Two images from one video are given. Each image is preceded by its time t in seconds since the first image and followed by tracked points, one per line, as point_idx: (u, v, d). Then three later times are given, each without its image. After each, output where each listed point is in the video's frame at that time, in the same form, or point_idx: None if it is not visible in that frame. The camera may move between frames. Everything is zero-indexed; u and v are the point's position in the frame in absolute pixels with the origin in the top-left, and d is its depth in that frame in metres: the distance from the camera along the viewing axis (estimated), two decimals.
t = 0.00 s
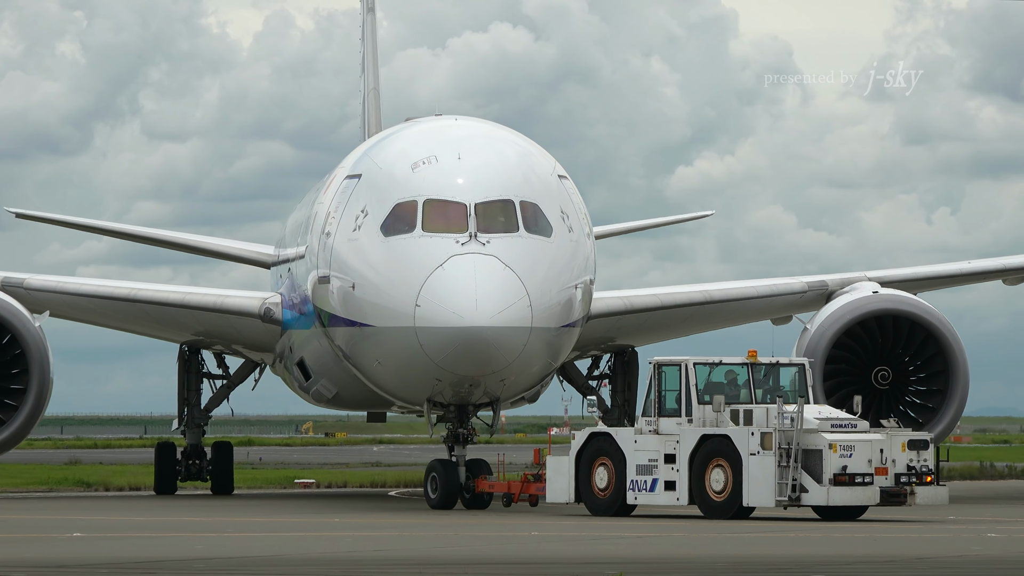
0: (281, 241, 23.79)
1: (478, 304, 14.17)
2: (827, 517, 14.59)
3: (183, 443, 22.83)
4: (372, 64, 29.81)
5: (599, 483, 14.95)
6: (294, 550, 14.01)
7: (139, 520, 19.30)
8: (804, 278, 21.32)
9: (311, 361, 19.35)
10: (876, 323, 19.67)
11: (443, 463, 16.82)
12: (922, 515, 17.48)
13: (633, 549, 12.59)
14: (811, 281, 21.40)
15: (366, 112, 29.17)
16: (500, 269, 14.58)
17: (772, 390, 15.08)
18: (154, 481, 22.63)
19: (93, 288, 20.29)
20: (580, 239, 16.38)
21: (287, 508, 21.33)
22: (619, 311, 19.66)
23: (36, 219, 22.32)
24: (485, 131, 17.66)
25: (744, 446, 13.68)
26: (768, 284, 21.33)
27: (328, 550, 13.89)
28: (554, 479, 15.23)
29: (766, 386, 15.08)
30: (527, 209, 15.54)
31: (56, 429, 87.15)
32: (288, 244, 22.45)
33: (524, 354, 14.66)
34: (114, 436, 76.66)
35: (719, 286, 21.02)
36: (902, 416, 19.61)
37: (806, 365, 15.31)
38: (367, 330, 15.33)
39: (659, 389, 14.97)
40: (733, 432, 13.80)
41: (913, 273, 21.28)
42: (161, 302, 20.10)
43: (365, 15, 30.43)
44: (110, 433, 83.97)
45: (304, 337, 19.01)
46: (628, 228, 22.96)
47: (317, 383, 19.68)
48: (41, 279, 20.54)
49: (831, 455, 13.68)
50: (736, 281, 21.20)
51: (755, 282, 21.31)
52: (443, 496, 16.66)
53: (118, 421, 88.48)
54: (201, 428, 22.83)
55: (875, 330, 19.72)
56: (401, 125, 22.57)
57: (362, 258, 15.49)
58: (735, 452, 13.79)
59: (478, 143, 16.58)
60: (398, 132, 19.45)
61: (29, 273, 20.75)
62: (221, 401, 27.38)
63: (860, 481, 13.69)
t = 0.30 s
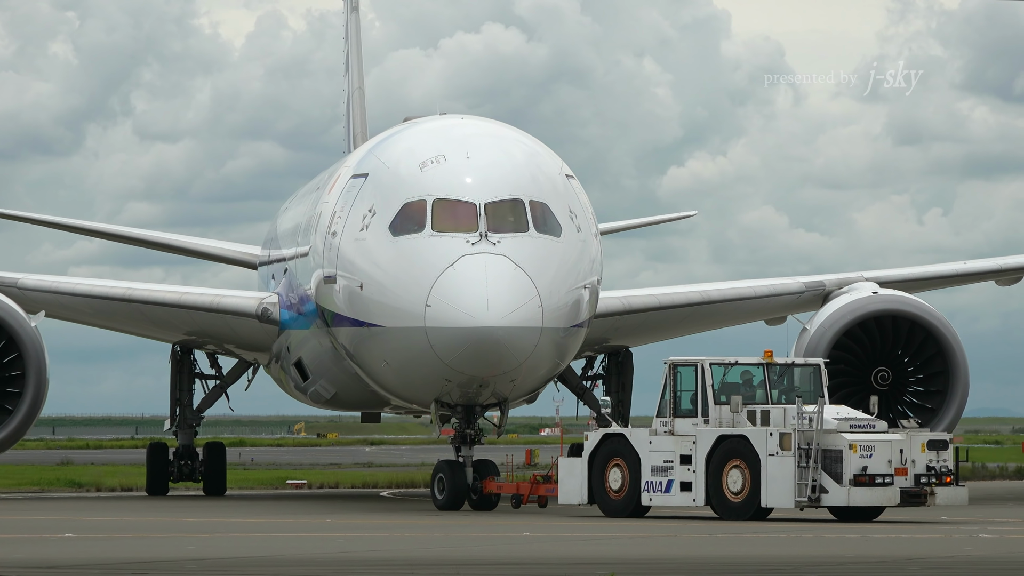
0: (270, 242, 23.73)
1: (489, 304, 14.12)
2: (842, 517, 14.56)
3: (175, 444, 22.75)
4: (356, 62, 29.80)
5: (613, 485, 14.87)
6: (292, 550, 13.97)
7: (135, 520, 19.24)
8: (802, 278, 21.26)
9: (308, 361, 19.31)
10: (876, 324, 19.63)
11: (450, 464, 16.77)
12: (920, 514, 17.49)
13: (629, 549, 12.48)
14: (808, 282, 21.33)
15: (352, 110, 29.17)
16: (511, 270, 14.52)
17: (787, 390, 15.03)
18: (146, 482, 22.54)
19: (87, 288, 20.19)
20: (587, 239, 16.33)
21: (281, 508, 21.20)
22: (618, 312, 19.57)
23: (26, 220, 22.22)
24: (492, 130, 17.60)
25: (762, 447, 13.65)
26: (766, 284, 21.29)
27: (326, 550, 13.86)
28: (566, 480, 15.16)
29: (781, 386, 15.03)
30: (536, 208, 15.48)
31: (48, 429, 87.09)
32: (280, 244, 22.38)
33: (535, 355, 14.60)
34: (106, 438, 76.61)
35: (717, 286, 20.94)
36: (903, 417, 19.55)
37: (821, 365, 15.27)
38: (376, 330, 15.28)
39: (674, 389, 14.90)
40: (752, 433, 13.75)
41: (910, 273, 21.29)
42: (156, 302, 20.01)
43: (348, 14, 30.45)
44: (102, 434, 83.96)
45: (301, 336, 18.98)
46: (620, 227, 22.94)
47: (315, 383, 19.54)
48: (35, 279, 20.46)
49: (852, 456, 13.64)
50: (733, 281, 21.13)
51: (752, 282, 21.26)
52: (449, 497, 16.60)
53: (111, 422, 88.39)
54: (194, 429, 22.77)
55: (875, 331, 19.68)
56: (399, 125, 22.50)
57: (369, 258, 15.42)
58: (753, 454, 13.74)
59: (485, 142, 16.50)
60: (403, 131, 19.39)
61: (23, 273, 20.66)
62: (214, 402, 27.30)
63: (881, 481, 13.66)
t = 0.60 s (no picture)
0: (261, 241, 23.64)
1: (501, 304, 14.07)
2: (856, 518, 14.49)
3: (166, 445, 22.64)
4: (340, 61, 29.76)
5: (627, 486, 14.78)
6: (292, 550, 13.89)
7: (130, 521, 19.16)
8: (799, 278, 21.19)
9: (306, 362, 19.27)
10: (876, 323, 19.57)
11: (457, 466, 16.67)
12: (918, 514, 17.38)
13: (624, 550, 12.40)
14: (806, 281, 21.26)
15: (338, 109, 29.13)
16: (522, 270, 14.46)
17: (802, 392, 14.97)
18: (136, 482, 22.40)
19: (81, 288, 20.06)
20: (596, 240, 16.27)
21: (274, 509, 21.09)
22: (616, 312, 19.47)
23: (15, 220, 22.07)
24: (497, 130, 17.52)
25: (782, 448, 13.60)
26: (763, 284, 21.23)
27: (325, 550, 13.79)
28: (578, 480, 15.00)
29: (795, 387, 14.96)
30: (546, 208, 15.41)
31: (40, 430, 86.86)
32: (273, 244, 22.29)
33: (546, 355, 14.54)
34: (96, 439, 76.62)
35: (715, 286, 20.86)
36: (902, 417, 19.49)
37: (836, 366, 15.19)
38: (383, 330, 15.20)
39: (690, 390, 14.88)
40: (771, 433, 13.72)
41: (906, 273, 21.27)
42: (151, 302, 19.88)
43: (331, 13, 30.43)
44: (92, 434, 83.94)
45: (299, 335, 19.02)
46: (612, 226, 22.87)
47: (312, 384, 19.51)
48: (29, 279, 20.33)
49: (872, 457, 13.61)
50: (731, 280, 21.05)
51: (750, 282, 21.19)
52: (457, 498, 16.52)
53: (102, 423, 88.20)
54: (185, 430, 22.68)
55: (875, 330, 19.62)
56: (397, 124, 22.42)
57: (377, 258, 15.33)
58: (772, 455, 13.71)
59: (492, 142, 16.43)
60: (406, 130, 19.31)
61: (16, 273, 20.53)
62: (205, 403, 27.21)
63: (901, 483, 13.63)
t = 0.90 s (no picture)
0: (252, 241, 23.55)
1: (512, 305, 14.01)
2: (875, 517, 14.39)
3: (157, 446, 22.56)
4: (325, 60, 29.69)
5: (641, 488, 14.68)
6: (290, 552, 13.83)
7: (126, 522, 19.07)
8: (796, 278, 21.12)
9: (303, 363, 19.20)
10: (875, 324, 19.54)
11: (464, 467, 16.58)
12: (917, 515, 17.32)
13: (619, 552, 12.34)
14: (802, 282, 21.18)
15: (323, 108, 29.07)
16: (534, 271, 14.40)
17: (819, 393, 14.92)
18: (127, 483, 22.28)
19: (76, 288, 19.95)
20: (603, 241, 16.21)
21: (267, 511, 21.00)
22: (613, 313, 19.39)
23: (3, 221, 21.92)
24: (502, 129, 17.45)
25: (800, 449, 13.65)
26: (761, 284, 21.17)
27: (325, 551, 13.74)
28: (591, 482, 14.94)
29: (813, 388, 14.90)
30: (555, 209, 15.35)
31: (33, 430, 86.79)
32: (267, 243, 22.19)
33: (556, 357, 14.49)
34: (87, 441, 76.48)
35: (713, 286, 20.78)
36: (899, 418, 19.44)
37: (852, 368, 15.13)
38: (391, 331, 15.13)
39: (705, 391, 14.81)
40: (790, 435, 13.75)
41: (903, 274, 21.23)
42: (147, 303, 19.74)
43: (315, 12, 30.37)
44: (84, 436, 83.81)
45: (296, 336, 18.97)
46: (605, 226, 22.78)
47: (309, 385, 19.46)
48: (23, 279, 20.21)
49: (893, 459, 13.58)
50: (729, 281, 20.98)
51: (747, 282, 21.13)
52: (464, 500, 16.43)
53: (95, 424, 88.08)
54: (176, 431, 22.60)
55: (874, 332, 19.59)
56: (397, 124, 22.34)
57: (384, 258, 15.26)
58: (791, 457, 13.71)
59: (498, 141, 16.36)
60: (409, 129, 19.22)
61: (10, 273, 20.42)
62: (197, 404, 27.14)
63: (922, 484, 13.59)
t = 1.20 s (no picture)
0: (241, 242, 23.46)
1: (523, 306, 13.97)
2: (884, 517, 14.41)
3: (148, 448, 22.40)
4: (309, 60, 29.61)
5: (655, 490, 14.62)
6: (285, 553, 13.73)
7: (120, 524, 18.98)
8: (792, 280, 21.06)
9: (301, 364, 19.13)
10: (874, 326, 19.50)
11: (471, 470, 16.50)
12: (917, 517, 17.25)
13: (618, 554, 12.27)
14: (798, 283, 21.11)
15: (308, 109, 28.97)
16: (544, 272, 14.35)
17: (835, 394, 14.88)
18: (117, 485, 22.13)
19: (71, 288, 19.74)
20: (610, 242, 16.15)
21: (262, 513, 20.88)
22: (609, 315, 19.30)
23: None
24: (507, 129, 17.39)
25: (820, 451, 13.57)
26: (757, 285, 21.13)
27: (322, 553, 13.68)
28: (604, 484, 14.86)
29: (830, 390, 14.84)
30: (565, 210, 15.30)
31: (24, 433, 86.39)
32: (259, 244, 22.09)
33: (566, 358, 14.45)
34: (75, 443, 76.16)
35: (708, 286, 20.75)
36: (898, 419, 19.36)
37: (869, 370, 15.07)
38: (400, 332, 15.05)
39: (721, 392, 14.74)
40: (808, 436, 13.65)
41: (899, 276, 21.19)
42: (142, 303, 19.48)
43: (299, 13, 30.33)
44: (73, 438, 83.55)
45: (294, 337, 18.92)
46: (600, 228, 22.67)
47: (307, 387, 19.42)
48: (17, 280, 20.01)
49: (914, 461, 13.57)
50: (726, 282, 20.92)
51: (743, 283, 21.07)
52: (471, 502, 16.36)
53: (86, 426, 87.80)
54: (168, 433, 22.45)
55: (873, 333, 19.55)
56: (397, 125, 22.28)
57: (392, 259, 15.18)
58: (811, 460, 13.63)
59: (505, 141, 16.30)
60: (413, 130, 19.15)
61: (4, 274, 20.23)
62: (188, 405, 27.01)
63: (943, 487, 13.57)
